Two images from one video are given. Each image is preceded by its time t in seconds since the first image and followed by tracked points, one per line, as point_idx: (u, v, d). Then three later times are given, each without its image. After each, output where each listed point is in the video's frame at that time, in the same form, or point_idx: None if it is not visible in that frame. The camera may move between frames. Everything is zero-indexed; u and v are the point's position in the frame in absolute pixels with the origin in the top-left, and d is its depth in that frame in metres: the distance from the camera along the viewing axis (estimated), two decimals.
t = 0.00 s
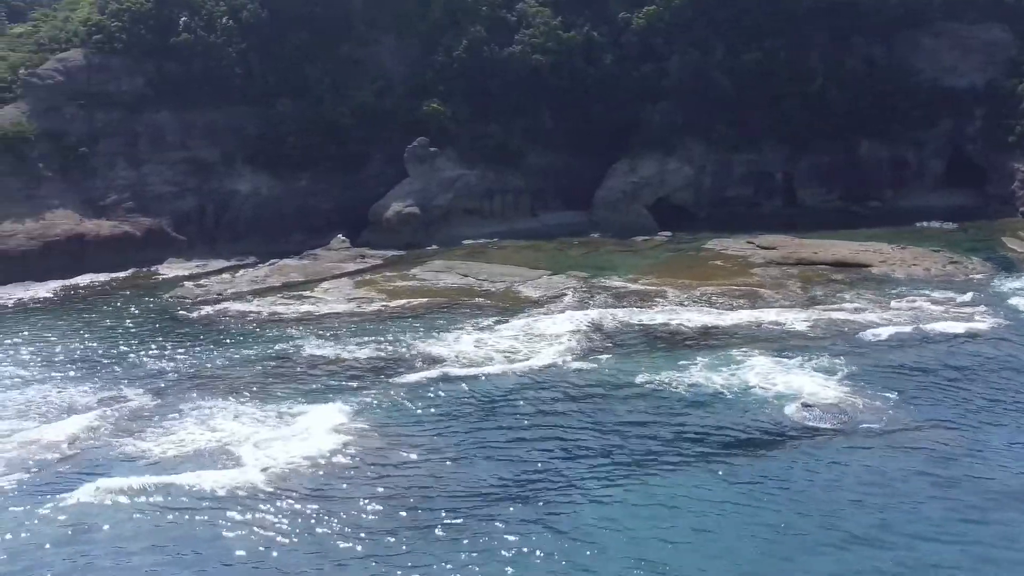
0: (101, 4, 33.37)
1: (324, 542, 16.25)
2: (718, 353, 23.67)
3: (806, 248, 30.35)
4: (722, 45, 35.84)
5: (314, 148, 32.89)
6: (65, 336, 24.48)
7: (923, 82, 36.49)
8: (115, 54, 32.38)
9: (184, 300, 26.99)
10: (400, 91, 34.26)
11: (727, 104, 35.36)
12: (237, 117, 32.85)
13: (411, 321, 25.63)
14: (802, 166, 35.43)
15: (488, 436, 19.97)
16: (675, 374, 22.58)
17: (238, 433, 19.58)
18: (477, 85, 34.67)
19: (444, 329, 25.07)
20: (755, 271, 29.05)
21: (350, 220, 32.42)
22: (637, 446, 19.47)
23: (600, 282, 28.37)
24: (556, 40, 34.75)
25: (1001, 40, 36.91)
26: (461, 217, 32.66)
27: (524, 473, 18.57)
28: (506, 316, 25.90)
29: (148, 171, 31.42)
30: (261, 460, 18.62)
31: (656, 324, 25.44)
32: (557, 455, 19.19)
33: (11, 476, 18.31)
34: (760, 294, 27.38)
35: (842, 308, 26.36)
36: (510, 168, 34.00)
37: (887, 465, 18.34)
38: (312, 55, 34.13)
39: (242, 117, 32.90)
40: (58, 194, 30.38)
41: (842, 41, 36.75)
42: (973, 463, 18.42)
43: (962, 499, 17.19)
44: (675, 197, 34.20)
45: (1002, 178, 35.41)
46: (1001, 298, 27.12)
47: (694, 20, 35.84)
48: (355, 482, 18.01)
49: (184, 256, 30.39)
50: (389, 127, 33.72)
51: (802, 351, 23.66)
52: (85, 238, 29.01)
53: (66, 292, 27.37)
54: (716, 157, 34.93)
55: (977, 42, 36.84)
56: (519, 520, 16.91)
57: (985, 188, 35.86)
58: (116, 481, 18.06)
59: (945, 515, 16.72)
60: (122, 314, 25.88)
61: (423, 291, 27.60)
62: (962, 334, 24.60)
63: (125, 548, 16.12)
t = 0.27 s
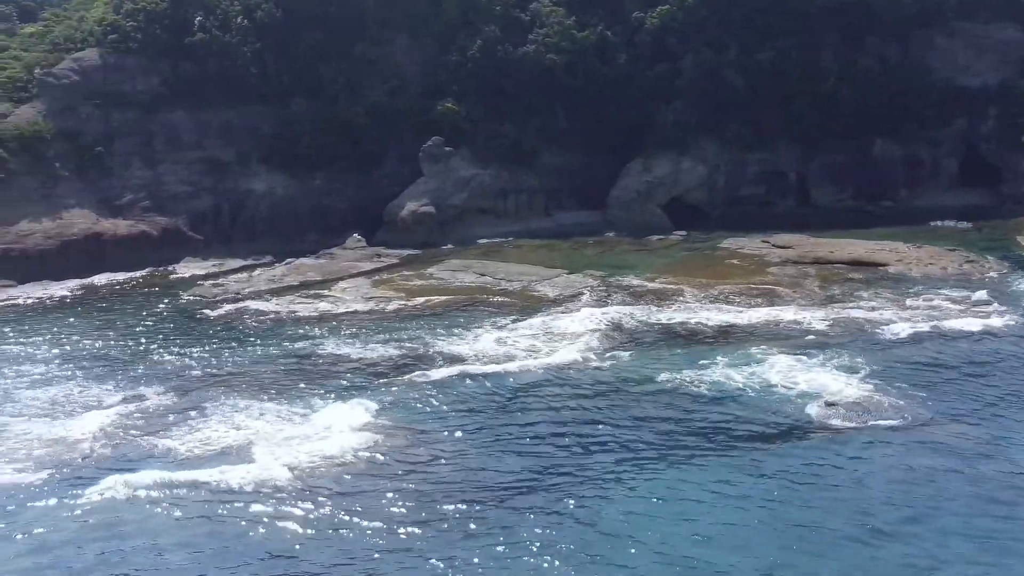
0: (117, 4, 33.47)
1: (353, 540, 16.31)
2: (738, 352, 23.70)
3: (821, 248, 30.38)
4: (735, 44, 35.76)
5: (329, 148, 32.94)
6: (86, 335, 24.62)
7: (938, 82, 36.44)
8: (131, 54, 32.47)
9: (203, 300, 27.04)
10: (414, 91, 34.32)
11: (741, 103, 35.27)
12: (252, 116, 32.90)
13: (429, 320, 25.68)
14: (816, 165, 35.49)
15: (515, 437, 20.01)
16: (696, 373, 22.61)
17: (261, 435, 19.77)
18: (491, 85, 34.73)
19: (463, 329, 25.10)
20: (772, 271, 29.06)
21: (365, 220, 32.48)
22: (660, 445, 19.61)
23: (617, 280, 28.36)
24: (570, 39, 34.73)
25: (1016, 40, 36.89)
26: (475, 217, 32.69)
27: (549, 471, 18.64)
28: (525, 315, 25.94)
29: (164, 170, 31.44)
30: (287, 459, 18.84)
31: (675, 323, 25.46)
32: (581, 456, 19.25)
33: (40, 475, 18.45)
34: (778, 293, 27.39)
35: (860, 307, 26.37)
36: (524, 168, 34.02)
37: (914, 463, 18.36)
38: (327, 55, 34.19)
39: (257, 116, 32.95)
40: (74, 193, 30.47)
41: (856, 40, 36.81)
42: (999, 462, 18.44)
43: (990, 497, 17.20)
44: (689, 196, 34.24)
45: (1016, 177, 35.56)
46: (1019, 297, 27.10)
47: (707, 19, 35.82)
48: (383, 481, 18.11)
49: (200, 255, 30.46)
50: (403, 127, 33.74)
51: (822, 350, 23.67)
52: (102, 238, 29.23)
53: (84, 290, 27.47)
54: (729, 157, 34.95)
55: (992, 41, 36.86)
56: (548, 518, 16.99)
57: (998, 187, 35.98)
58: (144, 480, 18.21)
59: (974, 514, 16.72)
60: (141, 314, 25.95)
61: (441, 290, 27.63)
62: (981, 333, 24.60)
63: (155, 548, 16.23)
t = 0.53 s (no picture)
0: (132, 4, 33.53)
1: (382, 536, 16.36)
2: (758, 350, 23.73)
3: (837, 247, 30.41)
4: (749, 45, 35.88)
5: (345, 147, 33.00)
6: (106, 334, 24.72)
7: (950, 82, 36.45)
8: (146, 53, 32.52)
9: (223, 299, 27.12)
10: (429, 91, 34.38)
11: (754, 103, 35.40)
12: (267, 116, 32.94)
13: (448, 319, 25.72)
14: (830, 164, 35.47)
15: (538, 435, 20.05)
16: (718, 371, 22.65)
17: (285, 434, 19.84)
18: (506, 85, 34.74)
19: (483, 327, 25.15)
20: (789, 270, 29.09)
21: (381, 219, 32.54)
22: (686, 443, 19.57)
23: (635, 280, 28.38)
24: (584, 39, 34.88)
25: None
26: (490, 216, 32.74)
27: (576, 469, 18.67)
28: (544, 314, 25.99)
29: (179, 170, 31.50)
30: (314, 457, 18.86)
31: (694, 322, 25.49)
32: (606, 454, 19.26)
33: (68, 472, 18.53)
34: (795, 292, 27.42)
35: (878, 306, 26.40)
36: (538, 167, 34.04)
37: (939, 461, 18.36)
38: (342, 54, 34.23)
39: (272, 116, 32.99)
40: (91, 193, 30.52)
41: (869, 40, 36.66)
42: None
43: (1018, 495, 17.19)
44: (703, 195, 34.29)
45: None
46: None
47: (721, 19, 35.92)
48: (410, 478, 18.14)
49: (216, 254, 30.52)
50: (418, 127, 33.84)
51: (842, 348, 23.68)
52: (119, 237, 29.27)
53: (103, 291, 27.56)
54: (743, 156, 34.97)
55: (1003, 41, 36.64)
56: (576, 513, 17.03)
57: (1010, 187, 35.96)
58: (170, 476, 18.29)
59: (1003, 512, 16.72)
60: (160, 314, 26.01)
61: (459, 289, 27.68)
62: (1001, 331, 24.60)
63: (184, 544, 16.29)
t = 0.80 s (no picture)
0: (146, 4, 33.59)
1: (411, 532, 16.42)
2: (778, 349, 23.75)
3: (853, 246, 30.42)
4: (762, 44, 35.88)
5: (360, 147, 33.05)
6: (126, 333, 24.80)
7: (963, 82, 36.46)
8: (162, 53, 32.58)
9: (242, 298, 27.20)
10: (443, 91, 34.45)
11: (768, 104, 35.46)
12: (282, 117, 33.01)
13: (468, 317, 25.76)
14: (844, 164, 35.50)
15: (563, 434, 20.08)
16: (739, 370, 22.68)
17: (311, 432, 19.88)
18: (520, 85, 34.82)
19: (502, 326, 25.19)
20: (805, 269, 29.11)
21: (396, 218, 32.63)
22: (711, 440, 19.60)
23: (652, 279, 28.41)
24: (598, 39, 34.96)
25: None
26: (505, 216, 32.78)
27: (600, 466, 18.74)
28: (563, 313, 26.03)
29: (195, 169, 31.56)
30: (341, 456, 18.91)
31: (713, 321, 25.53)
32: (630, 451, 19.28)
33: (96, 469, 18.63)
34: (814, 291, 27.42)
35: (897, 305, 26.40)
36: (553, 167, 34.08)
37: (965, 459, 18.35)
38: (356, 54, 34.29)
39: (287, 116, 33.07)
40: (107, 193, 30.60)
41: (882, 40, 36.70)
42: None
43: None
44: (717, 195, 34.23)
45: None
46: None
47: (734, 19, 35.96)
48: (436, 477, 18.18)
49: (234, 254, 30.56)
50: (433, 128, 33.95)
51: (863, 347, 23.65)
52: (137, 237, 29.38)
53: (122, 291, 27.67)
54: (757, 156, 34.98)
55: (1017, 41, 36.72)
56: (602, 511, 17.07)
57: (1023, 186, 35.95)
58: (197, 474, 18.34)
59: None
60: (180, 314, 26.08)
61: (477, 289, 27.72)
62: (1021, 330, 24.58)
63: (214, 541, 16.36)
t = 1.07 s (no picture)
0: (161, 4, 33.63)
1: (439, 531, 16.43)
2: (799, 348, 23.74)
3: (869, 245, 30.41)
4: (775, 44, 35.84)
5: (374, 147, 33.06)
6: (146, 334, 24.84)
7: (977, 81, 36.51)
8: (177, 53, 32.61)
9: (260, 298, 27.25)
10: (457, 91, 34.48)
11: (782, 103, 35.45)
12: (297, 116, 33.04)
13: (486, 317, 25.78)
14: (858, 163, 35.40)
15: (588, 433, 20.08)
16: (761, 369, 22.66)
17: (335, 431, 19.91)
18: (534, 84, 34.87)
19: (522, 326, 25.21)
20: (822, 268, 29.11)
21: (411, 217, 32.67)
22: (737, 437, 19.58)
23: (669, 279, 28.40)
24: (613, 39, 35.02)
25: None
26: (520, 215, 32.82)
27: (626, 464, 18.75)
28: (581, 312, 26.05)
29: (211, 169, 31.60)
30: (366, 454, 18.92)
31: (732, 320, 25.53)
32: (656, 449, 19.31)
33: (122, 467, 18.66)
34: (831, 290, 27.42)
35: (915, 304, 26.39)
36: (568, 167, 34.12)
37: (991, 459, 18.33)
38: (371, 54, 34.32)
39: (302, 116, 33.09)
40: (124, 192, 30.65)
41: (896, 39, 36.75)
42: None
43: None
44: (731, 194, 34.25)
45: None
46: None
47: (748, 19, 35.96)
48: (463, 476, 18.18)
49: (249, 254, 30.59)
50: (448, 127, 33.97)
51: (884, 347, 23.63)
52: (153, 236, 29.41)
53: (139, 290, 27.76)
54: (771, 156, 35.03)
55: None
56: (628, 509, 17.08)
57: None
58: (223, 473, 18.36)
59: None
60: (199, 314, 26.11)
61: (494, 288, 27.75)
62: None
63: (241, 540, 16.41)
